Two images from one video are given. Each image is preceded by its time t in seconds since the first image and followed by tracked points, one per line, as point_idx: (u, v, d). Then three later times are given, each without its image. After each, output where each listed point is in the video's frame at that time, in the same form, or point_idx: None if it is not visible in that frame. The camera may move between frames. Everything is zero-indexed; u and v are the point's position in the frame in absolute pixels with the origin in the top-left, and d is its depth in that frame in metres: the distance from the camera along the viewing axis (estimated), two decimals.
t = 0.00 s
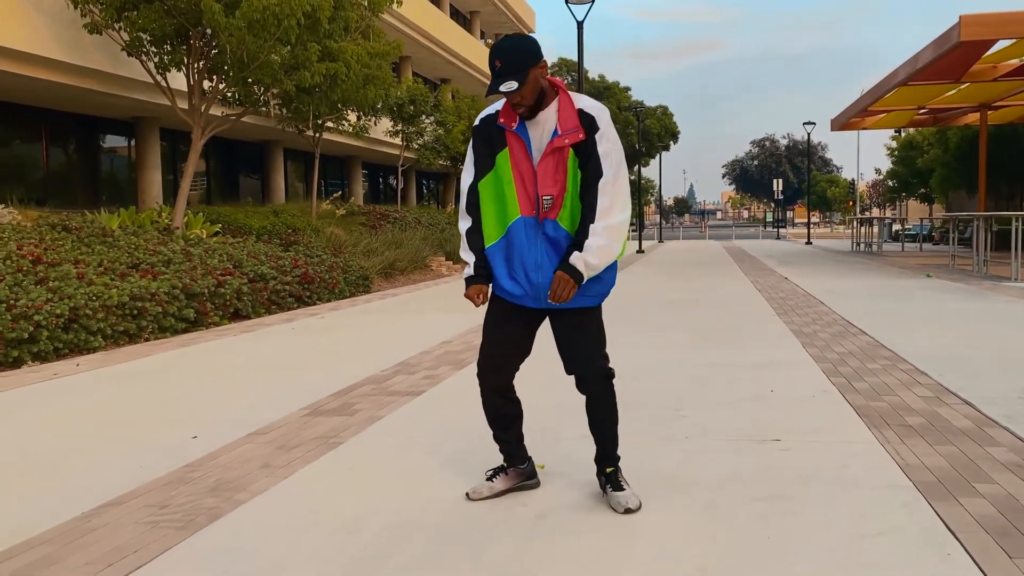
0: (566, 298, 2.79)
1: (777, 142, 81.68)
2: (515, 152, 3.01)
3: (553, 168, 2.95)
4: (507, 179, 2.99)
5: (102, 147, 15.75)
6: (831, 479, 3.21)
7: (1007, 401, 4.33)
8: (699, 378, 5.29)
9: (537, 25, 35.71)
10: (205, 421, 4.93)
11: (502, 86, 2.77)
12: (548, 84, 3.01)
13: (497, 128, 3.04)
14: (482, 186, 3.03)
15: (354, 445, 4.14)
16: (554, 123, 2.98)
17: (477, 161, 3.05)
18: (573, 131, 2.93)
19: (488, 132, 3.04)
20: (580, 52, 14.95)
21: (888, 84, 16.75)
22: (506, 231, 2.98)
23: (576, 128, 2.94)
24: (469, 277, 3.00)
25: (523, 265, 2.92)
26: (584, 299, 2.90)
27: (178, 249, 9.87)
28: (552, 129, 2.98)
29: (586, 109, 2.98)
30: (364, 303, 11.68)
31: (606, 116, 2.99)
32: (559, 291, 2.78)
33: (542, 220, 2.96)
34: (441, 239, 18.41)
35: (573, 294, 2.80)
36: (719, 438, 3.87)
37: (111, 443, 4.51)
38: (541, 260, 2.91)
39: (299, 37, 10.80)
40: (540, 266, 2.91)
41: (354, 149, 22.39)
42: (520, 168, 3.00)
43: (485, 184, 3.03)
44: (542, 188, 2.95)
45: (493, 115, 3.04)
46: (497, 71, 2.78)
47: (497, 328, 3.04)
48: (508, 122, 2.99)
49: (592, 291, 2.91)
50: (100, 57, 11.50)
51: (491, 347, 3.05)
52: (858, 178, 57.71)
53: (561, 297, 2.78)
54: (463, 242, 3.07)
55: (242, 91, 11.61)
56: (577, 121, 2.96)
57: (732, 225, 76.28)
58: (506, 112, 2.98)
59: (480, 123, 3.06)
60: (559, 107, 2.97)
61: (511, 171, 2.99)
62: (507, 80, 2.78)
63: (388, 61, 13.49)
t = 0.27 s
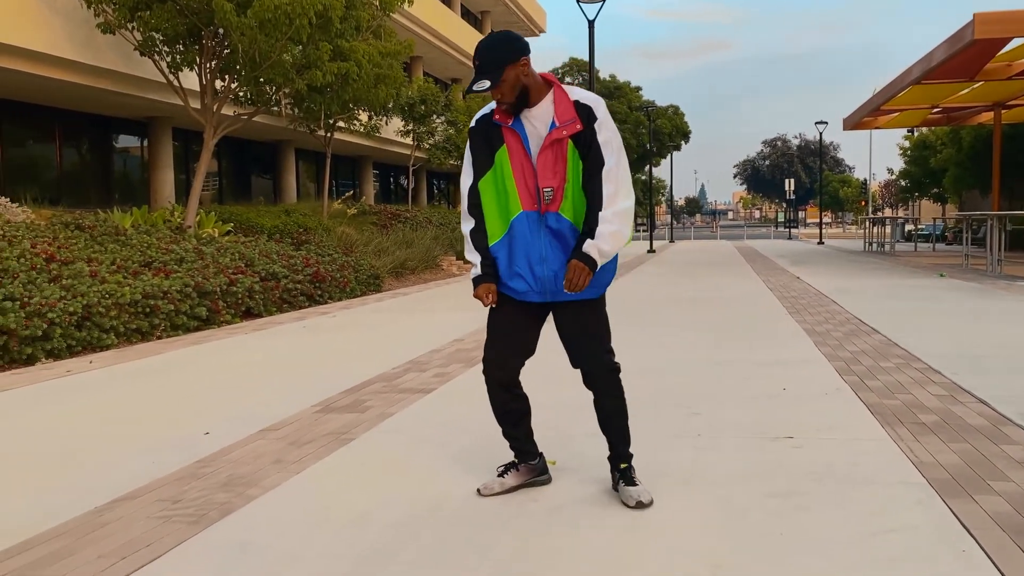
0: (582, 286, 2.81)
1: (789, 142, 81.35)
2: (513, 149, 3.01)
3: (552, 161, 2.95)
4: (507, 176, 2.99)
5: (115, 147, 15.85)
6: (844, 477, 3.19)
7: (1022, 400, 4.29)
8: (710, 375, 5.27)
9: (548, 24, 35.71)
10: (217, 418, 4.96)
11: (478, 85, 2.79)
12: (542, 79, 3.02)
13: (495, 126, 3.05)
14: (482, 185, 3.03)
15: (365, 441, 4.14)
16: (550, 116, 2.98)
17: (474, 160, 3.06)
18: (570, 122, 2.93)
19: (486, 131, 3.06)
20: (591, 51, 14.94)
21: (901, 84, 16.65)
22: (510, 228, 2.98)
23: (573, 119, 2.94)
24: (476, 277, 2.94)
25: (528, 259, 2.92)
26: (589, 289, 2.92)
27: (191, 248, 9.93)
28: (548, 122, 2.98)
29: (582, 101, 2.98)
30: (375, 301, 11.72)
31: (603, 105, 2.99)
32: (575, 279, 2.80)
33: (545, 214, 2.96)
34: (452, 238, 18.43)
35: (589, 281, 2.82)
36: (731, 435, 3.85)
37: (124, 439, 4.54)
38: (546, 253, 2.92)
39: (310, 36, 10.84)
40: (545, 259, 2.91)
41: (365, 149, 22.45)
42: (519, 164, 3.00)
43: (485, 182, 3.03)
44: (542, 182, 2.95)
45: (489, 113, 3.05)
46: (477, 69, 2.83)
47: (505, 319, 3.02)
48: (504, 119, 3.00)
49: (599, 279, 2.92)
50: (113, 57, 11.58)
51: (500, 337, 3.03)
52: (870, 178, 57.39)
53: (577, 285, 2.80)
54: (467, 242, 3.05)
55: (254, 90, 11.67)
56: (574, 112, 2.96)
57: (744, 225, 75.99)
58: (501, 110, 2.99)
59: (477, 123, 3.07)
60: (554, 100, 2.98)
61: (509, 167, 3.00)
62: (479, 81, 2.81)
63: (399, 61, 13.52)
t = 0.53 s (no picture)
0: (601, 274, 2.82)
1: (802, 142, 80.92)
2: (511, 147, 3.00)
3: (551, 156, 2.95)
4: (507, 173, 2.98)
5: (129, 147, 15.96)
6: (860, 475, 3.17)
7: None
8: (723, 374, 5.25)
9: (560, 24, 35.68)
10: (230, 415, 4.98)
11: (462, 88, 2.79)
12: (535, 77, 3.02)
13: (491, 126, 3.05)
14: (482, 185, 3.02)
15: (377, 438, 4.15)
16: (547, 112, 2.98)
17: (472, 162, 3.06)
18: (567, 117, 2.94)
19: (483, 131, 3.06)
20: (604, 50, 14.92)
21: (916, 82, 16.52)
22: (512, 225, 2.97)
23: (570, 114, 2.94)
24: (481, 274, 2.95)
25: (533, 256, 2.92)
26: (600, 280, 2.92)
27: (204, 247, 9.98)
28: (545, 118, 2.98)
29: (578, 95, 2.99)
30: (388, 300, 11.75)
31: (599, 98, 3.00)
32: (593, 267, 2.81)
33: (547, 209, 2.96)
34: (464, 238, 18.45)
35: (608, 268, 2.83)
36: (744, 433, 3.84)
37: (139, 436, 4.57)
38: (550, 248, 2.92)
39: (324, 36, 10.88)
40: (550, 254, 2.91)
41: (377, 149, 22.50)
42: (518, 162, 2.99)
43: (485, 182, 3.02)
44: (542, 177, 2.95)
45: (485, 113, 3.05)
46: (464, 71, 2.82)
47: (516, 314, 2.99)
48: (500, 119, 3.00)
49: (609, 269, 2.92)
50: (128, 57, 11.66)
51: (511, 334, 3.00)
52: (885, 178, 57.03)
53: (595, 273, 2.81)
54: (469, 242, 3.04)
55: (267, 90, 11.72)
56: (571, 107, 2.96)
57: (757, 225, 75.65)
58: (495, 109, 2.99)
59: (473, 125, 3.07)
60: (549, 95, 2.98)
61: (508, 166, 2.99)
62: (465, 84, 2.81)
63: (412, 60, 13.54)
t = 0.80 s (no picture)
0: (617, 260, 2.83)
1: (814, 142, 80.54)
2: (507, 146, 3.01)
3: (547, 154, 2.96)
4: (504, 173, 2.99)
5: (141, 147, 16.06)
6: (873, 472, 3.15)
7: None
8: (734, 373, 5.24)
9: (570, 23, 35.65)
10: (242, 412, 5.00)
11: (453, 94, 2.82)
12: (527, 76, 3.04)
13: (486, 127, 3.06)
14: (480, 183, 3.02)
15: (389, 434, 4.16)
16: (540, 110, 2.99)
17: (468, 163, 3.06)
18: (561, 114, 2.95)
19: (478, 132, 3.06)
20: (615, 49, 14.89)
21: (928, 81, 16.41)
22: (512, 223, 2.97)
23: (564, 110, 2.96)
24: (480, 265, 2.97)
25: (534, 252, 2.93)
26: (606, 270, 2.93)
27: (216, 245, 10.03)
28: (539, 116, 2.99)
29: (571, 91, 3.01)
30: (398, 300, 11.77)
31: (593, 94, 3.02)
32: (609, 253, 2.82)
33: (546, 206, 2.96)
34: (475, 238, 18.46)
35: (623, 255, 2.85)
36: (756, 431, 3.83)
37: (151, 432, 4.59)
38: (550, 244, 2.92)
39: (335, 35, 10.91)
40: (550, 250, 2.92)
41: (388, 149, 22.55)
42: (514, 160, 3.00)
43: (482, 181, 3.01)
44: (539, 175, 2.96)
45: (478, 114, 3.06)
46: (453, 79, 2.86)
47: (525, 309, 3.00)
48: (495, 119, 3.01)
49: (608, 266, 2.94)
50: (141, 57, 11.73)
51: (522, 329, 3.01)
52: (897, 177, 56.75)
53: (610, 260, 2.83)
54: (468, 237, 3.06)
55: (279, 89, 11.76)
56: (564, 104, 2.98)
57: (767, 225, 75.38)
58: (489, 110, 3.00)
59: (467, 125, 3.07)
60: (543, 94, 2.99)
61: (505, 165, 3.00)
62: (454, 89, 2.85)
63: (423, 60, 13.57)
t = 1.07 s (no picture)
0: (627, 249, 2.85)
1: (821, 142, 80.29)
2: (500, 155, 3.02)
3: (540, 160, 2.96)
4: (498, 182, 3.00)
5: (150, 148, 16.13)
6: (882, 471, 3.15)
7: None
8: (741, 372, 5.24)
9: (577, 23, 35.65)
10: (252, 410, 5.02)
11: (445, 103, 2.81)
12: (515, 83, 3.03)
13: (480, 137, 3.06)
14: (474, 194, 3.03)
15: (397, 433, 4.18)
16: (531, 116, 2.98)
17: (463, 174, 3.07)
18: (551, 119, 2.94)
19: (471, 142, 3.07)
20: (622, 49, 14.89)
21: (937, 81, 16.32)
22: (510, 231, 2.99)
23: (553, 115, 2.95)
24: (481, 269, 2.96)
25: (533, 259, 2.95)
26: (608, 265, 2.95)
27: (225, 245, 10.07)
28: (530, 123, 2.99)
29: (561, 95, 3.00)
30: (406, 299, 11.79)
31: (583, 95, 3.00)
32: (617, 243, 2.84)
33: (542, 212, 2.97)
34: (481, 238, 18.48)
35: (631, 243, 2.86)
36: (764, 429, 3.83)
37: (161, 430, 4.62)
38: (548, 250, 2.94)
39: (343, 35, 10.94)
40: (549, 256, 2.94)
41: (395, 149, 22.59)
42: (508, 169, 3.01)
43: (477, 192, 3.03)
44: (533, 181, 2.96)
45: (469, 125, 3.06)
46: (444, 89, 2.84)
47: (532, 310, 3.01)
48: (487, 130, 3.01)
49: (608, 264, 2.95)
50: (150, 58, 11.78)
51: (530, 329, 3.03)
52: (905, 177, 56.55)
53: (618, 249, 2.84)
54: (465, 243, 3.02)
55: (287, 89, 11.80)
56: (554, 108, 2.97)
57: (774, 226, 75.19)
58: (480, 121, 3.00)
59: (459, 136, 3.07)
60: (532, 100, 2.98)
61: (500, 175, 3.01)
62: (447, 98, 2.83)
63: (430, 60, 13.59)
